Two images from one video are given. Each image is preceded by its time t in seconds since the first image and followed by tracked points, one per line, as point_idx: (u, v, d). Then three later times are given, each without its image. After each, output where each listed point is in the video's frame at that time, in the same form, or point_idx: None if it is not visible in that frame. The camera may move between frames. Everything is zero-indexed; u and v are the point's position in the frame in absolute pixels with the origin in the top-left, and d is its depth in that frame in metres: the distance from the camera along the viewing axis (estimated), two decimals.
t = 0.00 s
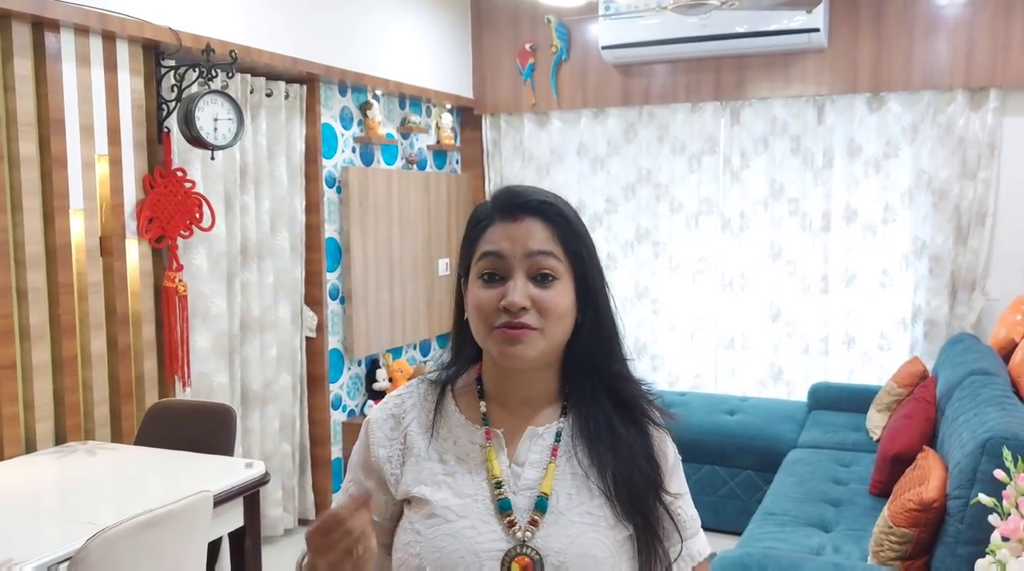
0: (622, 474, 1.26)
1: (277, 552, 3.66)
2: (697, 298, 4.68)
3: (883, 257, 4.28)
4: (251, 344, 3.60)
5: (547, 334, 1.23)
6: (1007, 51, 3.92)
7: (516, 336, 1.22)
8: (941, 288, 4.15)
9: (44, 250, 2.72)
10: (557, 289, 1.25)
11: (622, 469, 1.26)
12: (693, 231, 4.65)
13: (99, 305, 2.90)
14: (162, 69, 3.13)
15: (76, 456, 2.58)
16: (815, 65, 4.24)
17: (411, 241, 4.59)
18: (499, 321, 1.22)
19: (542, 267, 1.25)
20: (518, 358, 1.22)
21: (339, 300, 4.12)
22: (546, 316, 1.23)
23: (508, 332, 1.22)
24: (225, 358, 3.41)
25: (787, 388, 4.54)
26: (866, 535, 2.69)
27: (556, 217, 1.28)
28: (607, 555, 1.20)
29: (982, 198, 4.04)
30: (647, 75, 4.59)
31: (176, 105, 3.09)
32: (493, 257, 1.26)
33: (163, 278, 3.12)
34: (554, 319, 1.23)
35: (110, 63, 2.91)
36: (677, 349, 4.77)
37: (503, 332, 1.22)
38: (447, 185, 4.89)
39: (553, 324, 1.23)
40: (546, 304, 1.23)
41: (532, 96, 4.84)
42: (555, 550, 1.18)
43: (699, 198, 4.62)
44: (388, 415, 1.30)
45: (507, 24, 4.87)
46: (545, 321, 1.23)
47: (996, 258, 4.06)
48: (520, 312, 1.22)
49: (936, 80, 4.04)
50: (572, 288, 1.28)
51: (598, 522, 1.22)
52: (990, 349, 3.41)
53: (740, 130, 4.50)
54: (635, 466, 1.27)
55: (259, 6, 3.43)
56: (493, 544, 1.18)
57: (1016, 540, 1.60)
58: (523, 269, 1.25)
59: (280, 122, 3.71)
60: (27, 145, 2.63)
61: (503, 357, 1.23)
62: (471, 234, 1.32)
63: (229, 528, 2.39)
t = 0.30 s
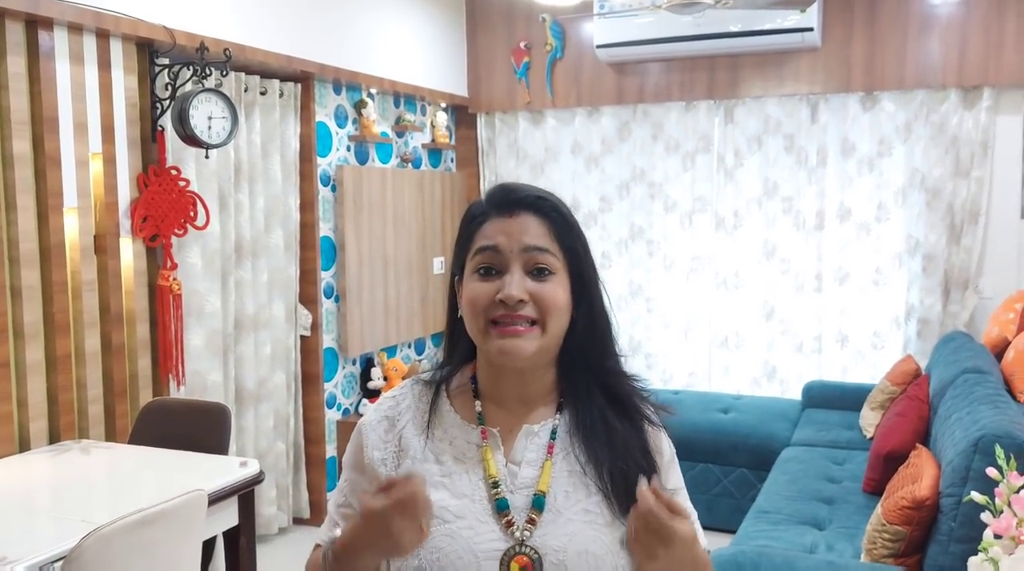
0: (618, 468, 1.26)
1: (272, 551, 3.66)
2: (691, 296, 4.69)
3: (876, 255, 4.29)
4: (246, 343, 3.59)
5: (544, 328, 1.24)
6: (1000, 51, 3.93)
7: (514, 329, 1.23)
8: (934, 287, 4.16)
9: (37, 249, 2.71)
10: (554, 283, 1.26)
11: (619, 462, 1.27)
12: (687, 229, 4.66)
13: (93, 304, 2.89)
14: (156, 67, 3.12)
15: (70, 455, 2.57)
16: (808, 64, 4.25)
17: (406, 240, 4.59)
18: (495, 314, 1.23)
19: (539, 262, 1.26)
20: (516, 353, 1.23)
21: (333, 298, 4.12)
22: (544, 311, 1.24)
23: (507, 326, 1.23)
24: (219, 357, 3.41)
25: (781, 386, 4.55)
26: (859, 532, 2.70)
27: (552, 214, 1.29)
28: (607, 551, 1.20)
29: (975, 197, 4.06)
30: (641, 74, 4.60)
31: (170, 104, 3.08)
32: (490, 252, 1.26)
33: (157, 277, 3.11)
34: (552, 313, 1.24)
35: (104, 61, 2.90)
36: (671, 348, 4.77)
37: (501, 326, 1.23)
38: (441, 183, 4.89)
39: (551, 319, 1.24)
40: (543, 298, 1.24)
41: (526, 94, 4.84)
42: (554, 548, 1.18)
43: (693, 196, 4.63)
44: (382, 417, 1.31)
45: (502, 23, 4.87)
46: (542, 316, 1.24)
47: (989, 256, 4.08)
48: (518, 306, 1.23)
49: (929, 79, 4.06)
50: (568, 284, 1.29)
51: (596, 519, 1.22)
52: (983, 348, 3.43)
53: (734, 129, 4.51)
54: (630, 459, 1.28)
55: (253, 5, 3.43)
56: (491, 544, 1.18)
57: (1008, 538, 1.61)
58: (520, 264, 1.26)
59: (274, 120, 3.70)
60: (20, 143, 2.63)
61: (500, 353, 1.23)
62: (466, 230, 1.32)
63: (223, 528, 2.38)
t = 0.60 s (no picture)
0: (618, 465, 1.25)
1: (271, 546, 3.66)
2: (690, 292, 4.69)
3: (875, 250, 4.29)
4: (244, 338, 3.59)
5: (545, 336, 1.24)
6: (1000, 46, 3.93)
7: (516, 336, 1.23)
8: (933, 282, 4.16)
9: (36, 244, 2.71)
10: (558, 290, 1.25)
11: (617, 459, 1.26)
12: (687, 225, 4.65)
13: (92, 299, 2.89)
14: (154, 62, 3.11)
15: (69, 450, 2.57)
16: (808, 60, 4.25)
17: (405, 235, 4.58)
18: (497, 319, 1.23)
19: (544, 268, 1.25)
20: (516, 358, 1.24)
21: (332, 294, 4.11)
22: (546, 318, 1.24)
23: (508, 333, 1.23)
24: (218, 352, 3.40)
25: (780, 381, 4.55)
26: (858, 527, 2.71)
27: (560, 216, 1.27)
28: (602, 543, 1.20)
29: (974, 192, 4.06)
30: (640, 69, 4.59)
31: (169, 99, 3.08)
32: (496, 256, 1.25)
33: (156, 272, 3.11)
34: (554, 320, 1.24)
35: (102, 56, 2.89)
36: (670, 343, 4.77)
37: (502, 332, 1.23)
38: (440, 179, 4.89)
39: (553, 327, 1.24)
40: (547, 307, 1.23)
41: (525, 89, 4.83)
42: (552, 537, 1.19)
43: (692, 192, 4.62)
44: (384, 409, 1.30)
45: (501, 18, 4.86)
46: (545, 324, 1.24)
47: (988, 251, 4.08)
48: (520, 311, 1.22)
49: (928, 74, 4.05)
50: (573, 288, 1.28)
51: (594, 511, 1.22)
52: (982, 343, 3.43)
53: (733, 124, 4.50)
54: (630, 457, 1.27)
55: None
56: (491, 533, 1.18)
57: (1008, 532, 1.61)
58: (525, 270, 1.24)
59: (272, 115, 3.69)
60: (17, 137, 2.62)
61: (502, 357, 1.24)
62: (472, 227, 1.30)
63: (222, 523, 2.38)
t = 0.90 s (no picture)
0: (619, 468, 1.25)
1: (271, 545, 3.66)
2: (691, 290, 4.69)
3: (876, 249, 4.29)
4: (244, 337, 3.59)
5: (542, 324, 1.23)
6: (1000, 44, 3.92)
7: (512, 325, 1.22)
8: (933, 281, 4.16)
9: (36, 243, 2.70)
10: (554, 279, 1.24)
11: (619, 461, 1.25)
12: (687, 223, 4.65)
13: (92, 298, 2.88)
14: (153, 60, 3.10)
15: (69, 450, 2.56)
16: (808, 58, 4.24)
17: (405, 234, 4.58)
18: (493, 308, 1.22)
19: (539, 257, 1.24)
20: (513, 347, 1.22)
21: (333, 293, 4.11)
22: (542, 306, 1.22)
23: (503, 320, 1.22)
24: (218, 351, 3.40)
25: (780, 380, 4.55)
26: (859, 526, 2.70)
27: (557, 207, 1.27)
28: (602, 545, 1.19)
29: (975, 190, 4.05)
30: (640, 67, 4.59)
31: (168, 97, 3.07)
32: (491, 246, 1.25)
33: (156, 271, 3.11)
34: (550, 309, 1.23)
35: (101, 54, 2.88)
36: (671, 342, 4.77)
37: (497, 320, 1.22)
38: (440, 177, 4.88)
39: (549, 314, 1.23)
40: (542, 294, 1.22)
41: (525, 88, 4.83)
42: (551, 538, 1.17)
43: (692, 190, 4.62)
44: (383, 405, 1.30)
45: (501, 16, 4.85)
46: (540, 311, 1.22)
47: (988, 250, 4.08)
48: (515, 300, 1.21)
49: (929, 73, 4.05)
50: (570, 279, 1.27)
51: (594, 512, 1.21)
52: (983, 342, 3.42)
53: (733, 123, 4.50)
54: (632, 460, 1.26)
55: None
56: (490, 533, 1.17)
57: (1010, 530, 1.61)
58: (520, 259, 1.24)
59: (272, 114, 3.68)
60: (17, 136, 2.62)
61: (498, 345, 1.22)
62: (470, 222, 1.31)
63: (223, 522, 2.38)
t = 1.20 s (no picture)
0: (590, 462, 1.25)
1: (271, 545, 3.65)
2: (690, 289, 4.68)
3: (875, 248, 4.29)
4: (244, 336, 3.58)
5: (507, 319, 1.23)
6: (1001, 43, 3.92)
7: (477, 320, 1.22)
8: (933, 280, 4.15)
9: (34, 242, 2.70)
10: (519, 275, 1.24)
11: (589, 455, 1.26)
12: (687, 222, 4.65)
13: (90, 298, 2.87)
14: (152, 59, 3.09)
15: (67, 449, 2.56)
16: (808, 57, 4.24)
17: (405, 234, 4.58)
18: (458, 303, 1.23)
19: (505, 253, 1.24)
20: (479, 342, 1.22)
21: (332, 292, 4.11)
22: (506, 302, 1.22)
23: (469, 316, 1.22)
24: (217, 350, 3.39)
25: (780, 379, 4.55)
26: (859, 525, 2.70)
27: (524, 205, 1.27)
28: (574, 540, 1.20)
29: (975, 189, 4.05)
30: (640, 66, 4.58)
31: (167, 96, 3.06)
32: (459, 242, 1.26)
33: (155, 270, 3.10)
34: (515, 304, 1.23)
35: (100, 53, 2.88)
36: (670, 341, 4.77)
37: (463, 316, 1.22)
38: (439, 176, 4.87)
39: (515, 310, 1.23)
40: (507, 290, 1.22)
41: (525, 87, 4.82)
42: (524, 533, 1.18)
43: (692, 189, 4.62)
44: (353, 406, 1.29)
45: (501, 15, 4.85)
46: (505, 307, 1.22)
47: (988, 249, 4.07)
48: (480, 295, 1.22)
49: (928, 71, 4.05)
50: (537, 276, 1.27)
51: (566, 507, 1.22)
52: (982, 340, 3.43)
53: (733, 122, 4.50)
54: (601, 455, 1.27)
55: None
56: (463, 530, 1.18)
57: (1010, 530, 1.61)
58: (486, 255, 1.24)
59: (272, 112, 3.68)
60: (16, 134, 2.61)
61: (464, 340, 1.22)
62: (442, 220, 1.32)
63: (222, 522, 2.37)
